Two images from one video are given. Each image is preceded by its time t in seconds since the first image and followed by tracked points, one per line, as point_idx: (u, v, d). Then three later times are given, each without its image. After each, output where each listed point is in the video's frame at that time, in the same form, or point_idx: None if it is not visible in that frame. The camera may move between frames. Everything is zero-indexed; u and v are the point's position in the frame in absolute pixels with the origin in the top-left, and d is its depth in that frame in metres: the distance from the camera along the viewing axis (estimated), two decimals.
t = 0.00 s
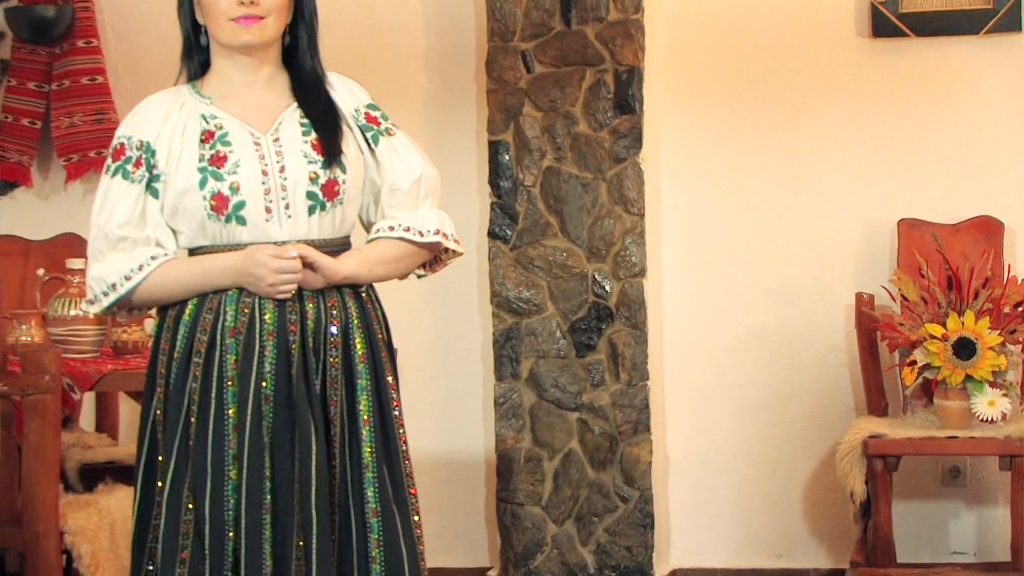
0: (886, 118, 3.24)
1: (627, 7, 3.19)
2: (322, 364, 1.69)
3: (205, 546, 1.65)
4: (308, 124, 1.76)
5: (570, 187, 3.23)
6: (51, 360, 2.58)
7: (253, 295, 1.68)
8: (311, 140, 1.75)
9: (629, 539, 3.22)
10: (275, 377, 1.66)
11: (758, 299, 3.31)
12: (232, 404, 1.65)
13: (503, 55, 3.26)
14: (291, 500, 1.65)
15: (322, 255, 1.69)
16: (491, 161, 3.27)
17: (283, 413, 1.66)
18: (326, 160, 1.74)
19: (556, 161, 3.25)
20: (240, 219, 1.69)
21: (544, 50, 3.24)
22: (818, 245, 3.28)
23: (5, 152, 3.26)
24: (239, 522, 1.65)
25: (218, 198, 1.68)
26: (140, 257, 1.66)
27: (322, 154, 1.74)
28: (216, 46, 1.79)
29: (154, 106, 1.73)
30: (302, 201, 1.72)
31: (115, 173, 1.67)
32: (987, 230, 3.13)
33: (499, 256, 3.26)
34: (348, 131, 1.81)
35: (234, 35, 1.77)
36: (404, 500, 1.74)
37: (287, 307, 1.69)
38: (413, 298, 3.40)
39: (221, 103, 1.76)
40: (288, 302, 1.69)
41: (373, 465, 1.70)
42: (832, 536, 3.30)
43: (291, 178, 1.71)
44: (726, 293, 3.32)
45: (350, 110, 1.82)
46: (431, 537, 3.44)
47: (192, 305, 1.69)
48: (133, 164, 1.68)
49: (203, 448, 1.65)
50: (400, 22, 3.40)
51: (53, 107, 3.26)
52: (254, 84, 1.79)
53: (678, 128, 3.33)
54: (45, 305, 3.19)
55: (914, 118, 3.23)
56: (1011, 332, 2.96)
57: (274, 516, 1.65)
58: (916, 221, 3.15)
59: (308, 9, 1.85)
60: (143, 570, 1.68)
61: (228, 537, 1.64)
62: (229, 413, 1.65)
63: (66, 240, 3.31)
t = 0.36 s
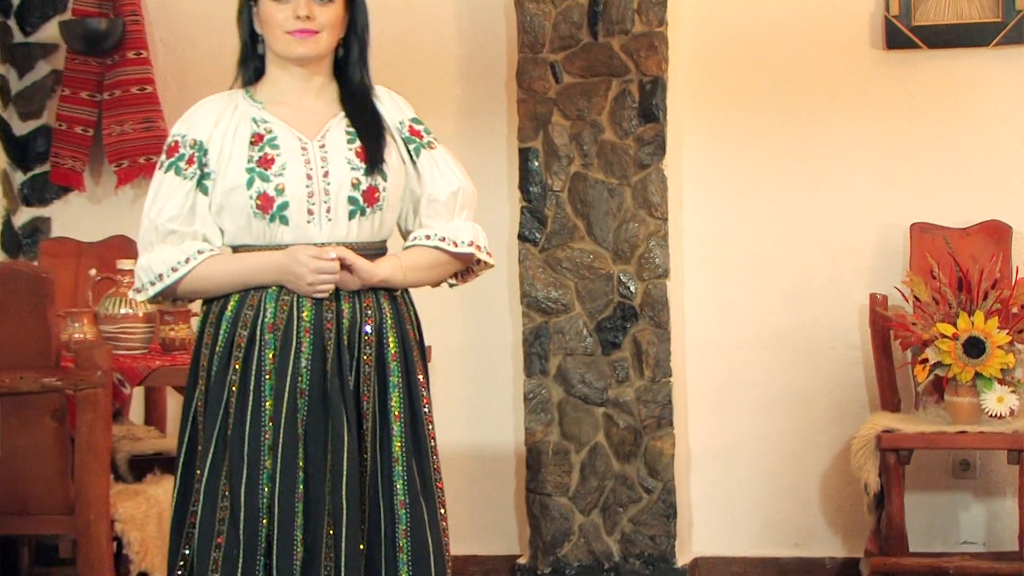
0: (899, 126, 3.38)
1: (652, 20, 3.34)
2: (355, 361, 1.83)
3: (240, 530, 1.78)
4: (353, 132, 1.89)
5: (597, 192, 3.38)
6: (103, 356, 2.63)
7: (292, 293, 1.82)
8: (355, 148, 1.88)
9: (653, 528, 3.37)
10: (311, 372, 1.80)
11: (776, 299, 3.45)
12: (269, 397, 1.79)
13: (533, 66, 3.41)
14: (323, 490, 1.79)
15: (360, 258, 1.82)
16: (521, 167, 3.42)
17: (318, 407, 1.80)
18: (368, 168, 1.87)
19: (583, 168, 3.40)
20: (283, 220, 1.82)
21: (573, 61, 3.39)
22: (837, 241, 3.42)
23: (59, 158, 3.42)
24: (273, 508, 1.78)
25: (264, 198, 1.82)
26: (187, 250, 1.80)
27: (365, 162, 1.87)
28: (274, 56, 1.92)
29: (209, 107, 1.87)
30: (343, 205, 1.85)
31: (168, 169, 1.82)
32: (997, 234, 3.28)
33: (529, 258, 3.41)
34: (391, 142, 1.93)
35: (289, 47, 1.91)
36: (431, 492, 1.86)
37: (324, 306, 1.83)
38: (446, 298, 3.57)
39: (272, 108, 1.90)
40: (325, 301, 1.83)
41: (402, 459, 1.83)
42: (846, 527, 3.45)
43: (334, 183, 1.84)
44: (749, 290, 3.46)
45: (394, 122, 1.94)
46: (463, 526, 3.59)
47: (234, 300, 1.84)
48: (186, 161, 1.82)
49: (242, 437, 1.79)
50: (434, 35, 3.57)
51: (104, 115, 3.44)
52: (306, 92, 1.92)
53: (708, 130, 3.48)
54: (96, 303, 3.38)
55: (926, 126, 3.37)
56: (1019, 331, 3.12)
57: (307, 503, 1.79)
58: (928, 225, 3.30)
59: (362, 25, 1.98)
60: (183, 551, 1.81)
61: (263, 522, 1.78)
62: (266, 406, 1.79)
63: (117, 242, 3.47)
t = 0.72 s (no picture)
0: (912, 133, 3.53)
1: (674, 31, 3.50)
2: (383, 357, 1.86)
3: (268, 518, 1.81)
4: (395, 141, 1.94)
5: (622, 195, 3.54)
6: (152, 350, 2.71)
7: (324, 289, 1.86)
8: (395, 156, 1.92)
9: (675, 516, 3.52)
10: (339, 366, 1.83)
11: (794, 298, 3.60)
12: (299, 388, 1.82)
13: (561, 74, 3.56)
14: (346, 480, 1.81)
15: (391, 260, 1.86)
16: (549, 172, 3.58)
17: (345, 400, 1.83)
18: (407, 175, 1.92)
19: (608, 172, 3.55)
20: (321, 219, 1.86)
21: (599, 69, 3.54)
22: (851, 246, 3.57)
23: (111, 162, 3.60)
24: (300, 496, 1.80)
25: (304, 197, 1.86)
26: (229, 241, 1.85)
27: (404, 168, 1.92)
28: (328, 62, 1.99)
29: (262, 105, 1.92)
30: (378, 209, 1.88)
31: (217, 162, 1.87)
32: (1006, 236, 3.42)
33: (557, 258, 3.57)
34: (432, 153, 1.98)
35: (344, 55, 1.97)
36: (451, 487, 1.89)
37: (353, 303, 1.86)
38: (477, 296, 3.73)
39: (320, 113, 1.95)
40: (354, 299, 1.87)
41: (424, 453, 1.86)
42: (861, 516, 3.59)
43: (372, 186, 1.88)
44: (762, 288, 3.62)
45: (436, 134, 1.99)
46: (492, 515, 3.75)
47: (269, 296, 1.87)
48: (234, 155, 1.87)
49: (272, 427, 1.82)
50: (465, 46, 3.74)
51: (154, 122, 3.61)
52: (353, 101, 1.98)
53: (720, 140, 3.63)
54: (145, 301, 3.55)
55: (937, 132, 3.52)
56: None
57: (331, 494, 1.81)
58: (939, 227, 3.45)
59: (414, 45, 2.05)
60: (213, 538, 1.85)
61: (290, 510, 1.80)
62: (295, 397, 1.82)
63: (165, 242, 3.64)
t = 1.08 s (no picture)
0: (917, 137, 3.68)
1: (689, 39, 3.65)
2: (417, 350, 1.97)
3: (310, 507, 1.93)
4: (416, 142, 2.04)
5: (638, 197, 3.70)
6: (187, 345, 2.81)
7: (359, 288, 1.96)
8: (417, 156, 2.02)
9: (689, 504, 3.68)
10: (375, 361, 1.94)
11: (802, 296, 3.76)
12: (337, 383, 1.93)
13: (580, 81, 3.72)
14: (384, 470, 1.93)
15: (421, 257, 1.96)
16: (568, 174, 3.74)
17: (381, 392, 1.94)
18: (430, 175, 2.02)
19: (625, 175, 3.71)
20: (352, 222, 1.97)
21: (616, 76, 3.70)
22: (858, 247, 3.72)
23: (151, 165, 3.80)
24: (341, 486, 1.92)
25: (334, 202, 1.96)
26: (264, 250, 1.96)
27: (427, 168, 2.02)
28: (345, 71, 2.08)
29: (286, 117, 2.02)
30: (406, 210, 1.99)
31: (248, 175, 1.97)
32: (1007, 236, 3.57)
33: (576, 257, 3.73)
34: (451, 151, 2.08)
35: (358, 62, 2.06)
36: (483, 472, 2.00)
37: (388, 300, 1.97)
38: (499, 293, 3.90)
39: (342, 119, 2.05)
40: (388, 296, 1.97)
41: (458, 441, 1.97)
42: (867, 505, 3.75)
43: (399, 188, 1.98)
44: (772, 286, 3.78)
45: (454, 132, 2.10)
46: (514, 502, 3.92)
47: (306, 296, 1.99)
48: (263, 168, 1.97)
49: (313, 421, 1.94)
50: (488, 54, 3.91)
51: (190, 126, 3.79)
52: (372, 105, 2.08)
53: (733, 145, 3.79)
54: (182, 298, 3.72)
55: (941, 136, 3.67)
56: None
57: (370, 482, 1.93)
58: (943, 227, 3.60)
59: (424, 46, 2.15)
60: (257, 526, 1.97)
61: (331, 499, 1.92)
62: (334, 391, 1.93)
63: (202, 242, 3.82)
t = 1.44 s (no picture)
0: (917, 141, 3.83)
1: (698, 47, 3.81)
2: (450, 344, 2.02)
3: (350, 498, 1.96)
4: (437, 145, 2.10)
5: (648, 199, 3.86)
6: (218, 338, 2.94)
7: (394, 286, 2.01)
8: (440, 159, 2.08)
9: (697, 492, 3.84)
10: (412, 355, 1.99)
11: (806, 293, 3.92)
12: (375, 377, 1.98)
13: (593, 87, 3.89)
14: (423, 459, 1.97)
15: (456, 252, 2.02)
16: (581, 177, 3.91)
17: (418, 386, 1.98)
18: (455, 176, 2.07)
19: (636, 178, 3.87)
20: (384, 224, 2.02)
21: (628, 83, 3.87)
22: (860, 247, 3.88)
23: (183, 168, 3.98)
24: (381, 476, 1.96)
25: (366, 205, 2.01)
26: (298, 254, 1.99)
27: (451, 170, 2.07)
28: (359, 80, 2.13)
29: (308, 128, 2.06)
30: (434, 210, 2.04)
31: (276, 183, 2.00)
32: (1003, 236, 3.73)
33: (589, 256, 3.89)
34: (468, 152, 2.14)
35: (370, 71, 2.11)
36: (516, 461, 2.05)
37: (422, 297, 2.02)
38: (515, 290, 4.08)
39: (362, 126, 2.10)
40: (422, 293, 2.02)
41: (492, 431, 2.02)
42: (869, 494, 3.90)
43: (427, 190, 2.04)
44: (777, 285, 3.94)
45: (467, 132, 2.15)
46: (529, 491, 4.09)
47: (340, 295, 2.02)
48: (292, 176, 2.01)
49: (351, 414, 1.97)
50: (504, 61, 4.08)
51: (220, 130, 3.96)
52: (388, 111, 2.13)
53: (739, 150, 3.95)
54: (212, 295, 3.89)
55: (940, 140, 3.82)
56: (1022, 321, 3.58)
57: (409, 472, 1.97)
58: (941, 228, 3.75)
59: (428, 47, 2.19)
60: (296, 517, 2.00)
61: (372, 489, 1.95)
62: (373, 385, 1.97)
63: (231, 241, 4.01)
